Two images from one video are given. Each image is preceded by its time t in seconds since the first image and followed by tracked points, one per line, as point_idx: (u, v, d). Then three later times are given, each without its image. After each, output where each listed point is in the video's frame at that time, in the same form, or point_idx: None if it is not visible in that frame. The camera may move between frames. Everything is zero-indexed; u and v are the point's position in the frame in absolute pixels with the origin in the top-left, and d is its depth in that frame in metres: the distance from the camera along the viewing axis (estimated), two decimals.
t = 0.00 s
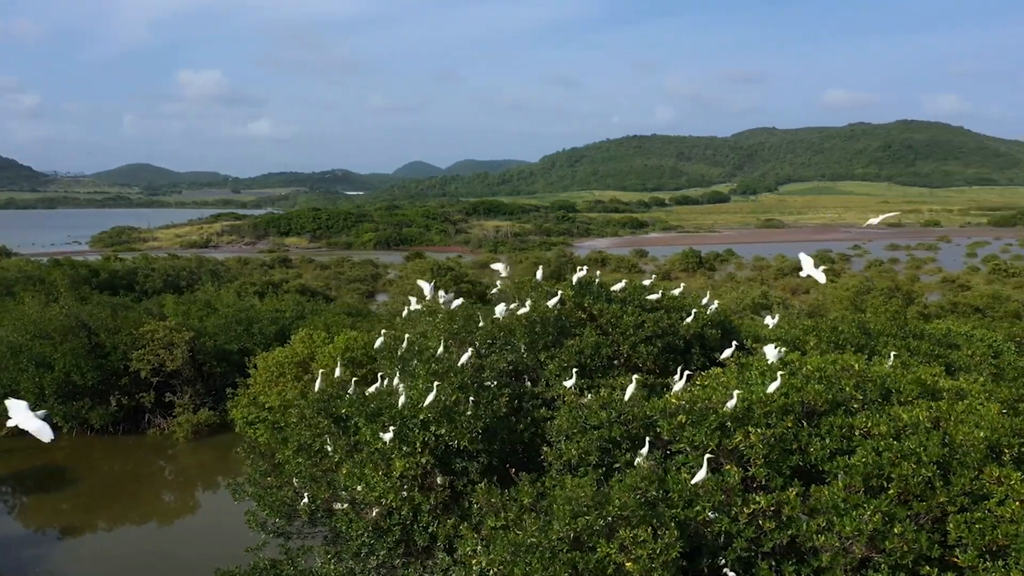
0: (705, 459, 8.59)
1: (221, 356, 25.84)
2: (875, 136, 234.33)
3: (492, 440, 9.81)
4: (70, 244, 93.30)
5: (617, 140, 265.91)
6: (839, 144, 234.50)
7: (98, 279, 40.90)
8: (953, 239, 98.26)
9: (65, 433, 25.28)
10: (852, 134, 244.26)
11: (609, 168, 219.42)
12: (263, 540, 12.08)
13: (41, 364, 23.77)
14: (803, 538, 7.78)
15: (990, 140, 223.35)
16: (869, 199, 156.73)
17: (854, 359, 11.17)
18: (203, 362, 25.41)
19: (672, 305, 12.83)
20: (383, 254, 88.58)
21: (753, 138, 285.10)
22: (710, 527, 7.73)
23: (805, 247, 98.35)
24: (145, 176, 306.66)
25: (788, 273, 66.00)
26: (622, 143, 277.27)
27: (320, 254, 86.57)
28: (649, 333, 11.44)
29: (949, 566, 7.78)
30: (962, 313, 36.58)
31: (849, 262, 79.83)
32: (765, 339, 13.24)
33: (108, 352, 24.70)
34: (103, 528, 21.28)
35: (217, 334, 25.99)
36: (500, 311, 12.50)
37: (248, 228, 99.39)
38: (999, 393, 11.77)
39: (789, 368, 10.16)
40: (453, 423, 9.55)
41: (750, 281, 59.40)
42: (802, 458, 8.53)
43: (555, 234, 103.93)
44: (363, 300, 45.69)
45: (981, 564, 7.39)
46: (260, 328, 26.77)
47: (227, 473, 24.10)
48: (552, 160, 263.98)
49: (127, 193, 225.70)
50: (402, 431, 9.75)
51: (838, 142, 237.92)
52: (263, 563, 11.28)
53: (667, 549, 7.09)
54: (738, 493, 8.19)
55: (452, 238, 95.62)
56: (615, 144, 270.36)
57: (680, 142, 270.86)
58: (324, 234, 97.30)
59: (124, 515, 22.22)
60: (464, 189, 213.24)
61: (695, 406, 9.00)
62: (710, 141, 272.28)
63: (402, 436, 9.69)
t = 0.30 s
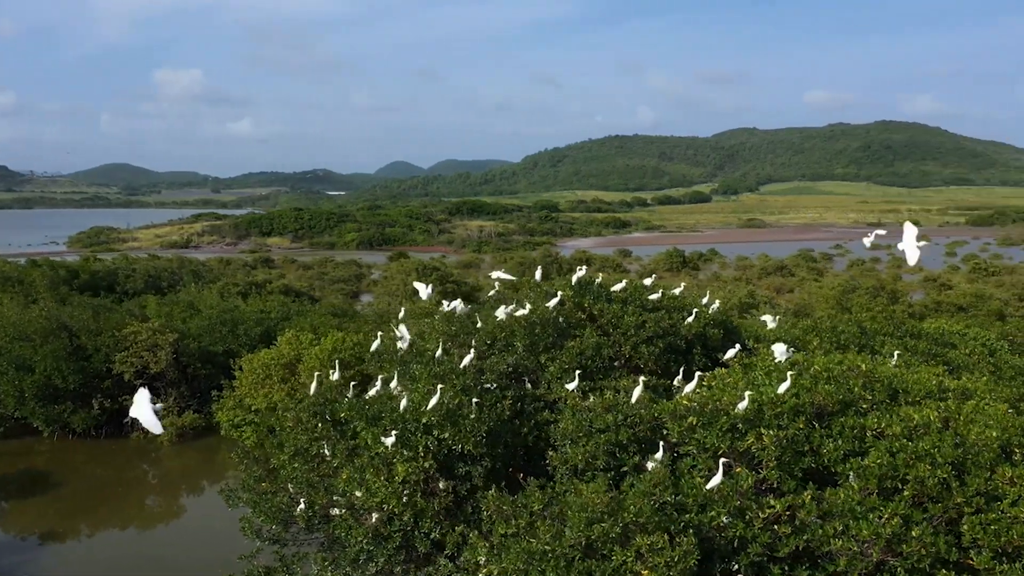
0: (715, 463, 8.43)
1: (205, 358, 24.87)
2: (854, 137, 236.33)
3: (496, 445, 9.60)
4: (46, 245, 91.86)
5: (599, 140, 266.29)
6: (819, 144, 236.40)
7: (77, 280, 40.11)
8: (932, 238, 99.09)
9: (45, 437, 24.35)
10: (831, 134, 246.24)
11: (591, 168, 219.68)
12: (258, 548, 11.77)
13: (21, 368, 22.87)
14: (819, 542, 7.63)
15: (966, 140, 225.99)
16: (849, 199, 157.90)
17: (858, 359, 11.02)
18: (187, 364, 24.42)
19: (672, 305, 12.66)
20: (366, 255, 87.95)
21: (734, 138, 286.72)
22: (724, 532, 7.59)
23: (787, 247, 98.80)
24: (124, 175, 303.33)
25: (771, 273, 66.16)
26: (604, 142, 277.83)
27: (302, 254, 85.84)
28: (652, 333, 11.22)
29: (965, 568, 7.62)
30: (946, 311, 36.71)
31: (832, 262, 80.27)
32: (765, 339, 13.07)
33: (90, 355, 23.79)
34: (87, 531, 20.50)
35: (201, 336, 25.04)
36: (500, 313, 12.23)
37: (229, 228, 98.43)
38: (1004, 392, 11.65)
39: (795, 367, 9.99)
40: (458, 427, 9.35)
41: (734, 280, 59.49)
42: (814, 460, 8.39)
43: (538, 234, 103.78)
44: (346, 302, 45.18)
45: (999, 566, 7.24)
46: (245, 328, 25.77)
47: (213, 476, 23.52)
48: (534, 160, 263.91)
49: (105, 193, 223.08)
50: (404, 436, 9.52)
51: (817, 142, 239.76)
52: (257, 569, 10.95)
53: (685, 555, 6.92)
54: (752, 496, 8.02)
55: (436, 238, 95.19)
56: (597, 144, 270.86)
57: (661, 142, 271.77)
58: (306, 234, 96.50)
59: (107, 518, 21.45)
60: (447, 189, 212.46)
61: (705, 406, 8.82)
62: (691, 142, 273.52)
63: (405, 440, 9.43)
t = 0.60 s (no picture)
0: (721, 465, 8.30)
1: (190, 360, 23.98)
2: (836, 136, 237.93)
3: (497, 448, 9.42)
4: (25, 246, 90.65)
5: (583, 140, 266.53)
6: (800, 144, 237.95)
7: (59, 280, 39.44)
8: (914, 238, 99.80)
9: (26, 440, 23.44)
10: (813, 134, 247.91)
11: (575, 168, 219.83)
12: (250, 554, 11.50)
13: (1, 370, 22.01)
14: (830, 545, 7.50)
15: (946, 140, 228.00)
16: (831, 199, 158.89)
17: (860, 358, 10.92)
18: (172, 366, 23.47)
19: (671, 304, 12.51)
20: (351, 255, 87.42)
21: (717, 138, 288.02)
22: (734, 536, 7.45)
23: (770, 246, 99.20)
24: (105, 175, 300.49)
25: (757, 272, 66.27)
26: (587, 142, 278.23)
27: (286, 254, 85.15)
28: (653, 333, 11.05)
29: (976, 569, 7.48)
30: (930, 309, 36.84)
31: (815, 261, 80.61)
32: (765, 338, 12.96)
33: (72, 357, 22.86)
34: (67, 537, 19.68)
35: (186, 337, 24.13)
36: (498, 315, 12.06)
37: (211, 228, 97.51)
38: (1005, 391, 11.59)
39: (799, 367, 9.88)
40: (459, 430, 9.14)
41: (720, 279, 59.51)
42: (823, 461, 8.27)
43: (523, 233, 103.58)
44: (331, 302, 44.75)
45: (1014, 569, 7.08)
46: (230, 329, 25.03)
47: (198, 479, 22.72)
48: (518, 160, 263.85)
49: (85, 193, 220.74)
50: (404, 439, 9.34)
51: (799, 142, 241.30)
52: None
53: (696, 560, 6.78)
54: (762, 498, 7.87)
55: (420, 238, 94.78)
56: (580, 144, 271.16)
57: (645, 142, 272.52)
58: (290, 234, 95.75)
59: (88, 523, 20.62)
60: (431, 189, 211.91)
61: (712, 405, 8.66)
62: (674, 142, 274.51)
63: (405, 444, 9.26)
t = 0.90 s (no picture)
0: (727, 467, 8.15)
1: (172, 362, 23.33)
2: (815, 137, 239.85)
3: (498, 450, 9.16)
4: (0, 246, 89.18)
5: (564, 141, 266.83)
6: (780, 145, 239.74)
7: (35, 281, 38.67)
8: (893, 237, 100.56)
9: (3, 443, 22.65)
10: (792, 135, 249.82)
11: (557, 169, 219.95)
12: (239, 560, 11.18)
13: None
14: (841, 549, 7.34)
15: (923, 141, 230.53)
16: (811, 199, 160.06)
17: (860, 357, 10.79)
18: (154, 368, 22.79)
19: (671, 303, 12.33)
20: (333, 255, 86.79)
21: (697, 138, 289.48)
22: (743, 540, 7.26)
23: (752, 245, 99.65)
24: (82, 174, 296.89)
25: (740, 271, 66.49)
26: (568, 143, 278.56)
27: (267, 254, 84.36)
28: (652, 333, 10.86)
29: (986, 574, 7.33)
30: (913, 308, 37.09)
31: (797, 260, 81.01)
32: (764, 338, 12.80)
33: (51, 359, 22.19)
34: (46, 541, 18.88)
35: (168, 339, 23.50)
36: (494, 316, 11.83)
37: (191, 228, 96.43)
38: (1005, 389, 11.51)
39: (802, 366, 9.75)
40: (459, 432, 8.89)
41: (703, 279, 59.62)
42: (831, 462, 8.11)
43: (506, 233, 103.34)
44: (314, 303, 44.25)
45: None
46: (212, 330, 24.62)
47: (180, 482, 22.02)
48: (499, 159, 263.55)
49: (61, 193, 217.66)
50: (401, 442, 9.08)
51: (778, 142, 243.08)
52: None
53: (707, 566, 6.59)
54: (771, 501, 7.69)
55: (403, 238, 94.27)
56: (562, 144, 271.49)
57: (625, 142, 273.63)
58: (270, 235, 94.87)
59: (68, 526, 19.80)
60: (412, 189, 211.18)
61: (718, 406, 8.48)
62: (655, 142, 275.49)
63: (402, 447, 9.00)
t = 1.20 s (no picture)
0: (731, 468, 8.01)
1: (157, 363, 22.87)
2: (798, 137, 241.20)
3: (498, 452, 8.96)
4: None
5: (549, 141, 266.84)
6: (764, 145, 241.05)
7: (15, 282, 38.00)
8: (877, 237, 101.18)
9: None
10: (776, 134, 251.22)
11: (542, 168, 219.91)
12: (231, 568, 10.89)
13: None
14: (851, 550, 7.16)
15: (904, 141, 232.50)
16: (795, 199, 160.94)
17: (861, 356, 10.68)
18: (138, 369, 22.31)
19: (669, 302, 12.19)
20: (319, 255, 86.18)
21: (681, 138, 290.44)
22: (752, 542, 7.06)
23: (738, 245, 99.96)
24: (64, 174, 293.82)
25: (726, 270, 66.62)
26: (554, 142, 278.67)
27: (251, 254, 83.61)
28: (652, 332, 10.69)
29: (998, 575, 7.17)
30: (900, 306, 37.23)
31: (783, 259, 81.24)
32: (761, 336, 12.67)
33: (33, 361, 21.63)
34: (30, 546, 18.37)
35: (152, 340, 23.03)
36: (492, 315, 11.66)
37: (174, 228, 95.48)
38: (1006, 387, 11.45)
39: (805, 364, 9.63)
40: (458, 434, 8.67)
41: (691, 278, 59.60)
42: (839, 462, 7.96)
43: (493, 233, 103.01)
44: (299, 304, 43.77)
45: None
46: (198, 331, 24.24)
47: (166, 485, 21.54)
48: (485, 159, 263.10)
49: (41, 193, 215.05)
50: (399, 444, 8.85)
51: (762, 143, 244.33)
52: None
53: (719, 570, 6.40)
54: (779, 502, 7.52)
55: (388, 238, 93.74)
56: (547, 144, 271.49)
57: (610, 142, 274.21)
58: (255, 234, 94.06)
59: (51, 531, 19.27)
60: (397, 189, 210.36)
61: (725, 406, 8.32)
62: (640, 142, 276.18)
63: (400, 449, 8.76)
